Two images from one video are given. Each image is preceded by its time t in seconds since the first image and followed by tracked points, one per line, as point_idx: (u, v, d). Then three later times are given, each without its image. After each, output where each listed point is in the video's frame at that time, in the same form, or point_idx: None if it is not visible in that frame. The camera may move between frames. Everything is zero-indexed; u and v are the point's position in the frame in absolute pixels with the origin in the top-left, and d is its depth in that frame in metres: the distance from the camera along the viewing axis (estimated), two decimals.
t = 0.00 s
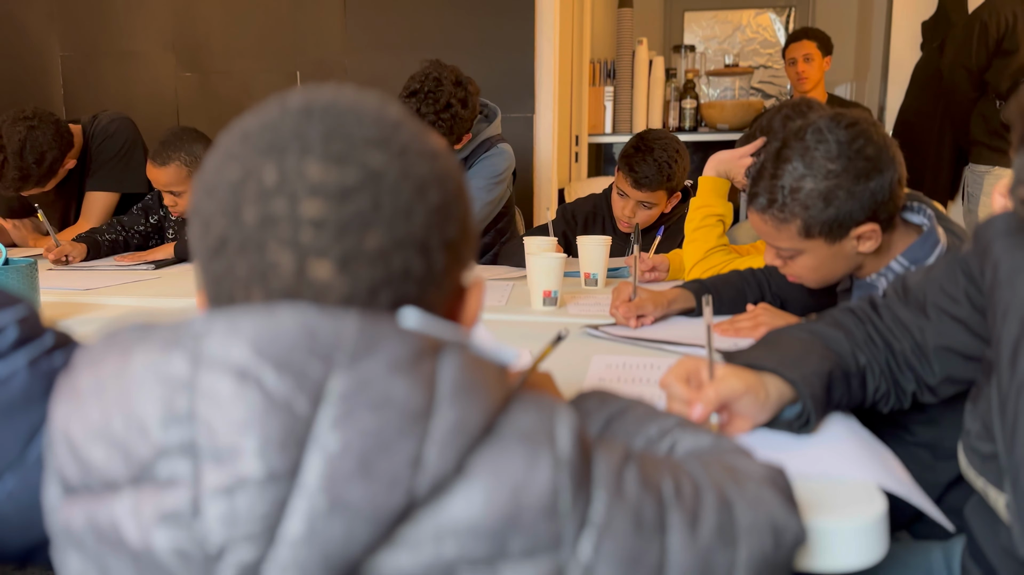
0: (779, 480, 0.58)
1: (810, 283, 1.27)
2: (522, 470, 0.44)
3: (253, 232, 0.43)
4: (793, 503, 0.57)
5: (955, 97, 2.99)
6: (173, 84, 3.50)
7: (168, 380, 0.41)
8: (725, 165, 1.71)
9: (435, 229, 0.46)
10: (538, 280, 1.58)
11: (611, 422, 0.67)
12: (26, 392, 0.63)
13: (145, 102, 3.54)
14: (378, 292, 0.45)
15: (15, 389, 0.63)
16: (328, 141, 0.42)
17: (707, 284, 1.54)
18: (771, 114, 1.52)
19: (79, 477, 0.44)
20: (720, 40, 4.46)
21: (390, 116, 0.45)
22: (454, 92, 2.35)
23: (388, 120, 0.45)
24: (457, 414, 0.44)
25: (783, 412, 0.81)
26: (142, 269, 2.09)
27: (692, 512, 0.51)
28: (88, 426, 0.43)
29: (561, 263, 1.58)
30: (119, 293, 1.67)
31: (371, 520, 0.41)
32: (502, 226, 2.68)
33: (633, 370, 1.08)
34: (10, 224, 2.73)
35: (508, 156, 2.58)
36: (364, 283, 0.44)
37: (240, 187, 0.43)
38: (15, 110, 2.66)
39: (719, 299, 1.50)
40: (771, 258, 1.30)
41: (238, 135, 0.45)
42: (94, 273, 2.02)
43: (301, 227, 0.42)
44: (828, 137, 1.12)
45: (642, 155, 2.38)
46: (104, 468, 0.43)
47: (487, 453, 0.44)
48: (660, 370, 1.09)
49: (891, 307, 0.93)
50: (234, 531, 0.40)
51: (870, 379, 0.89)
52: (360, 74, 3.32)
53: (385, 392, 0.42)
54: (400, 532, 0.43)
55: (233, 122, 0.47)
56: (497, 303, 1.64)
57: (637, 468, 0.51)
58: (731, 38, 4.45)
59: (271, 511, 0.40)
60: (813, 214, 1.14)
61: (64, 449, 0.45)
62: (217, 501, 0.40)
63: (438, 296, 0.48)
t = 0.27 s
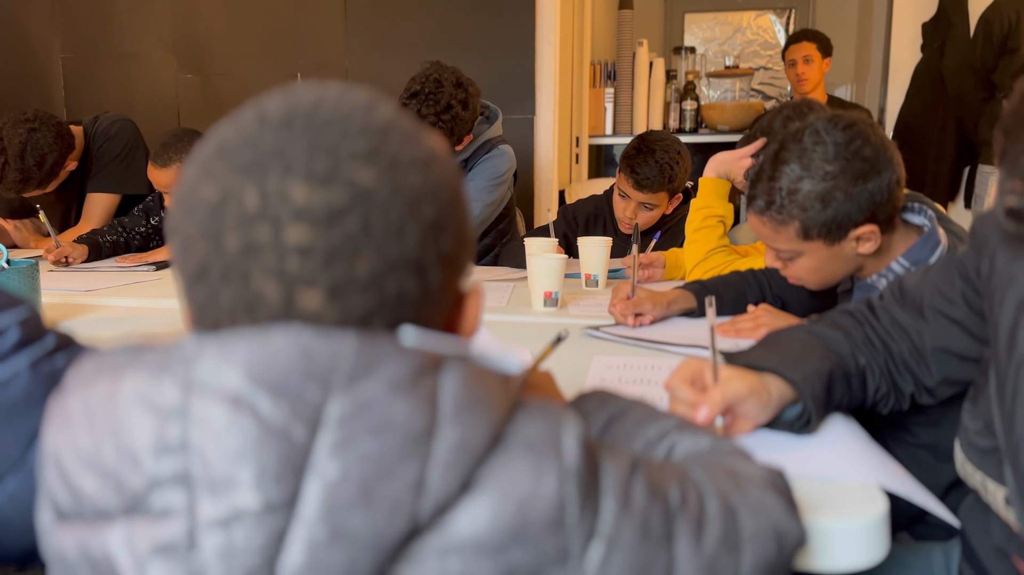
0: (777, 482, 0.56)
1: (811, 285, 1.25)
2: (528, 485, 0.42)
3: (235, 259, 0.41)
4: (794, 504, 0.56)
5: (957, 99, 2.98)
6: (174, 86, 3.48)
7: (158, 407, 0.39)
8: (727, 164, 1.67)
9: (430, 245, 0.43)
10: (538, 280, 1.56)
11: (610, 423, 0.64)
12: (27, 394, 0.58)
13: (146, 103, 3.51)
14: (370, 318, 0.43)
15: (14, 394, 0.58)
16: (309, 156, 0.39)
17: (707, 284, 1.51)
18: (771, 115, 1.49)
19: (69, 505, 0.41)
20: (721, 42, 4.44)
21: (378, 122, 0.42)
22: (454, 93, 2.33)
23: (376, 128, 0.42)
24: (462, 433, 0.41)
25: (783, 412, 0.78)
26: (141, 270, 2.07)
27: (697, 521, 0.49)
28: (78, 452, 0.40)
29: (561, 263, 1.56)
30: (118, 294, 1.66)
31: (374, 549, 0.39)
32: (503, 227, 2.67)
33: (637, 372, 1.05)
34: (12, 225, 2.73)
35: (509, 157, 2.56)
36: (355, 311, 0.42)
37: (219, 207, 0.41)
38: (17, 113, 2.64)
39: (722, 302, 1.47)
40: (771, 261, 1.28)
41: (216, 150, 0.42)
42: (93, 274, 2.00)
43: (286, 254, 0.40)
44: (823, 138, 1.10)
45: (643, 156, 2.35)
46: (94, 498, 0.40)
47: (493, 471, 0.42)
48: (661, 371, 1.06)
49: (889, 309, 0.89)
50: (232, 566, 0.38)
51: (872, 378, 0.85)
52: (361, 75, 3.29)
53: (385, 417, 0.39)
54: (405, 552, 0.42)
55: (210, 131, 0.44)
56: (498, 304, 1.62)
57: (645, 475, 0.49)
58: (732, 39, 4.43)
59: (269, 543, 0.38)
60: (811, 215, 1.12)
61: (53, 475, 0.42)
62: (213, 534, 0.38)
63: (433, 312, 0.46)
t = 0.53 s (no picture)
0: (781, 482, 0.57)
1: (812, 286, 1.25)
2: (534, 487, 0.43)
3: (244, 261, 0.41)
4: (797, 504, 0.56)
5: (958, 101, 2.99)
6: (176, 87, 3.48)
7: (166, 408, 0.39)
8: (728, 166, 1.67)
9: (438, 249, 0.43)
10: (540, 281, 1.56)
11: (613, 422, 0.65)
12: (31, 396, 0.58)
13: (149, 104, 3.52)
14: (376, 321, 0.43)
15: (19, 393, 0.58)
16: (319, 159, 0.40)
17: (709, 285, 1.51)
18: (773, 116, 1.50)
19: (77, 504, 0.41)
20: (722, 42, 4.43)
21: (387, 126, 0.43)
22: (455, 94, 2.34)
23: (387, 133, 0.42)
24: (469, 435, 0.42)
25: (784, 412, 0.78)
26: (143, 271, 2.07)
27: (701, 522, 0.50)
28: (86, 452, 0.40)
29: (563, 264, 1.56)
30: (120, 295, 1.66)
31: (380, 551, 0.39)
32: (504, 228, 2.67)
33: (635, 372, 1.06)
34: (13, 226, 2.73)
35: (510, 158, 2.56)
36: (362, 312, 0.42)
37: (230, 209, 0.41)
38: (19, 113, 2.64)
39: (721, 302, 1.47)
40: (771, 262, 1.28)
41: (229, 151, 0.42)
42: (94, 275, 2.00)
43: (295, 256, 0.40)
44: (822, 142, 1.10)
45: (642, 157, 2.36)
46: (103, 497, 0.40)
47: (497, 471, 0.43)
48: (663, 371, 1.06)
49: (893, 310, 0.90)
50: (238, 566, 0.38)
51: (873, 381, 0.85)
52: (363, 76, 3.30)
53: (392, 418, 0.40)
54: (412, 552, 0.42)
55: (224, 133, 0.45)
56: (499, 305, 1.62)
57: (649, 477, 0.49)
58: (732, 40, 4.42)
59: (276, 543, 0.38)
60: (810, 218, 1.12)
61: (62, 474, 0.42)
62: (221, 534, 0.38)
63: (440, 315, 0.46)
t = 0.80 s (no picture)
0: (782, 486, 0.57)
1: (813, 289, 1.25)
2: (533, 490, 0.43)
3: (245, 263, 0.42)
4: (797, 507, 0.56)
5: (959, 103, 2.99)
6: (177, 89, 3.49)
7: (166, 410, 0.39)
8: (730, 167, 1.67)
9: (438, 253, 0.44)
10: (541, 283, 1.56)
11: (613, 426, 0.65)
12: (31, 396, 0.58)
13: (152, 106, 3.53)
14: (375, 324, 0.43)
15: (19, 393, 0.58)
16: (320, 162, 0.40)
17: (711, 286, 1.51)
18: (775, 117, 1.50)
19: (77, 505, 0.41)
20: (724, 43, 4.43)
21: (386, 130, 0.43)
22: (456, 95, 2.34)
23: (388, 138, 0.42)
24: (468, 438, 0.42)
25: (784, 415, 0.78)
26: (144, 273, 2.07)
27: (700, 526, 0.50)
28: (87, 454, 0.40)
29: (564, 265, 1.56)
30: (122, 296, 1.66)
31: (378, 552, 0.39)
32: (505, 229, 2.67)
33: (635, 373, 1.06)
34: (15, 228, 2.73)
35: (512, 160, 2.56)
36: (360, 315, 0.43)
37: (231, 212, 0.41)
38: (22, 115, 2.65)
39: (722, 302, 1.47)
40: (772, 265, 1.28)
41: (231, 155, 0.43)
42: (96, 276, 2.00)
43: (295, 259, 0.41)
44: (823, 143, 1.09)
45: (649, 149, 2.36)
46: (103, 499, 0.40)
47: (496, 472, 0.43)
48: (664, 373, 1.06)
49: (899, 315, 0.89)
50: (237, 567, 0.38)
51: (875, 385, 0.85)
52: (364, 77, 3.30)
53: (391, 421, 0.40)
54: (409, 556, 0.42)
55: (226, 138, 0.45)
56: (500, 307, 1.62)
57: (648, 480, 0.49)
58: (734, 41, 4.42)
59: (275, 545, 0.38)
60: (810, 219, 1.12)
61: (63, 475, 0.42)
62: (220, 536, 0.38)
63: (440, 319, 0.46)
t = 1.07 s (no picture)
0: (783, 486, 0.57)
1: (815, 290, 1.25)
2: (536, 489, 0.43)
3: (251, 263, 0.42)
4: (798, 506, 0.56)
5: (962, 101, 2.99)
6: (181, 90, 3.50)
7: (174, 409, 0.39)
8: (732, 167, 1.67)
9: (442, 255, 0.44)
10: (543, 283, 1.56)
11: (615, 425, 0.65)
12: (40, 395, 0.59)
13: (156, 107, 3.53)
14: (380, 324, 0.44)
15: (29, 393, 0.59)
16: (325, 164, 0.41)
17: (714, 286, 1.51)
18: (777, 116, 1.50)
19: (85, 503, 0.42)
20: (726, 43, 4.43)
21: (390, 133, 0.43)
22: (459, 96, 2.34)
23: (393, 141, 0.43)
24: (471, 438, 0.42)
25: (777, 414, 0.80)
26: (148, 273, 2.08)
27: (702, 525, 0.50)
28: (95, 452, 0.41)
29: (566, 265, 1.57)
30: (127, 297, 1.67)
31: (383, 550, 0.40)
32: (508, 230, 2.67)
33: (637, 373, 1.06)
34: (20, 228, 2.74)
35: (515, 160, 2.56)
36: (365, 316, 0.43)
37: (238, 214, 0.42)
38: (26, 116, 2.66)
39: (724, 302, 1.47)
40: (775, 267, 1.28)
41: (238, 158, 0.43)
42: (100, 277, 2.01)
43: (301, 259, 0.41)
44: (824, 146, 1.10)
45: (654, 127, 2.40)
46: (111, 497, 0.40)
47: (499, 471, 0.43)
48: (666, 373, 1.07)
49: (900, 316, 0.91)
50: (244, 564, 0.38)
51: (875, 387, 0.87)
52: (367, 78, 3.31)
53: (396, 420, 0.40)
54: (413, 554, 0.42)
55: (232, 142, 0.45)
56: (503, 307, 1.63)
57: (650, 480, 0.50)
58: (736, 40, 4.42)
59: (281, 542, 0.38)
60: (811, 222, 1.12)
61: (71, 472, 0.42)
62: (227, 534, 0.38)
63: (445, 320, 0.47)
